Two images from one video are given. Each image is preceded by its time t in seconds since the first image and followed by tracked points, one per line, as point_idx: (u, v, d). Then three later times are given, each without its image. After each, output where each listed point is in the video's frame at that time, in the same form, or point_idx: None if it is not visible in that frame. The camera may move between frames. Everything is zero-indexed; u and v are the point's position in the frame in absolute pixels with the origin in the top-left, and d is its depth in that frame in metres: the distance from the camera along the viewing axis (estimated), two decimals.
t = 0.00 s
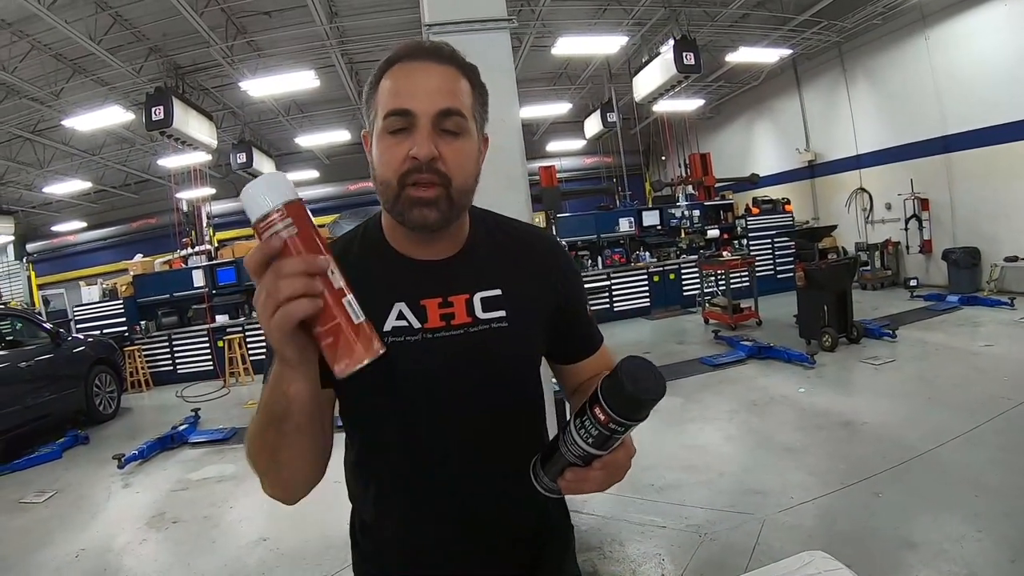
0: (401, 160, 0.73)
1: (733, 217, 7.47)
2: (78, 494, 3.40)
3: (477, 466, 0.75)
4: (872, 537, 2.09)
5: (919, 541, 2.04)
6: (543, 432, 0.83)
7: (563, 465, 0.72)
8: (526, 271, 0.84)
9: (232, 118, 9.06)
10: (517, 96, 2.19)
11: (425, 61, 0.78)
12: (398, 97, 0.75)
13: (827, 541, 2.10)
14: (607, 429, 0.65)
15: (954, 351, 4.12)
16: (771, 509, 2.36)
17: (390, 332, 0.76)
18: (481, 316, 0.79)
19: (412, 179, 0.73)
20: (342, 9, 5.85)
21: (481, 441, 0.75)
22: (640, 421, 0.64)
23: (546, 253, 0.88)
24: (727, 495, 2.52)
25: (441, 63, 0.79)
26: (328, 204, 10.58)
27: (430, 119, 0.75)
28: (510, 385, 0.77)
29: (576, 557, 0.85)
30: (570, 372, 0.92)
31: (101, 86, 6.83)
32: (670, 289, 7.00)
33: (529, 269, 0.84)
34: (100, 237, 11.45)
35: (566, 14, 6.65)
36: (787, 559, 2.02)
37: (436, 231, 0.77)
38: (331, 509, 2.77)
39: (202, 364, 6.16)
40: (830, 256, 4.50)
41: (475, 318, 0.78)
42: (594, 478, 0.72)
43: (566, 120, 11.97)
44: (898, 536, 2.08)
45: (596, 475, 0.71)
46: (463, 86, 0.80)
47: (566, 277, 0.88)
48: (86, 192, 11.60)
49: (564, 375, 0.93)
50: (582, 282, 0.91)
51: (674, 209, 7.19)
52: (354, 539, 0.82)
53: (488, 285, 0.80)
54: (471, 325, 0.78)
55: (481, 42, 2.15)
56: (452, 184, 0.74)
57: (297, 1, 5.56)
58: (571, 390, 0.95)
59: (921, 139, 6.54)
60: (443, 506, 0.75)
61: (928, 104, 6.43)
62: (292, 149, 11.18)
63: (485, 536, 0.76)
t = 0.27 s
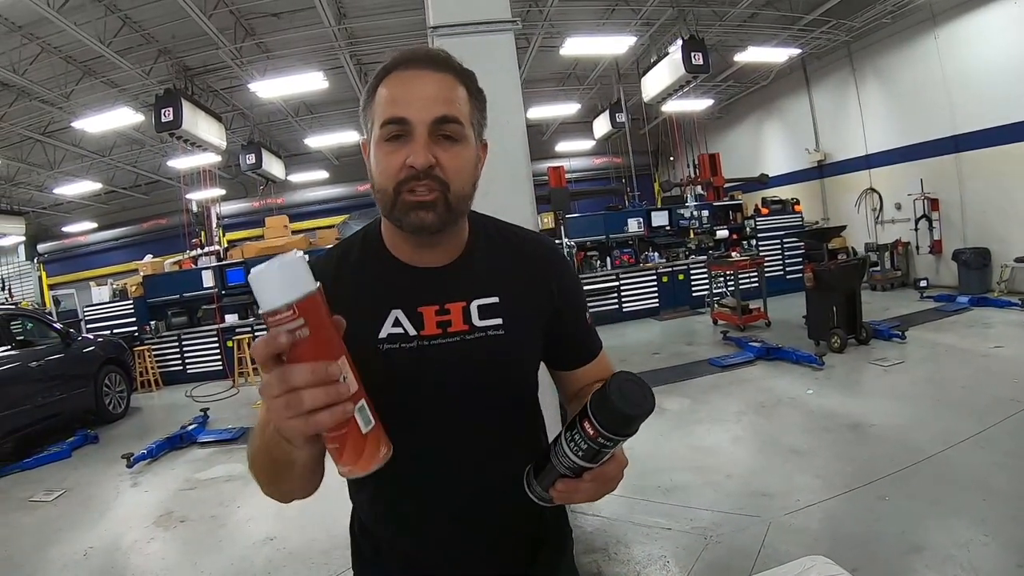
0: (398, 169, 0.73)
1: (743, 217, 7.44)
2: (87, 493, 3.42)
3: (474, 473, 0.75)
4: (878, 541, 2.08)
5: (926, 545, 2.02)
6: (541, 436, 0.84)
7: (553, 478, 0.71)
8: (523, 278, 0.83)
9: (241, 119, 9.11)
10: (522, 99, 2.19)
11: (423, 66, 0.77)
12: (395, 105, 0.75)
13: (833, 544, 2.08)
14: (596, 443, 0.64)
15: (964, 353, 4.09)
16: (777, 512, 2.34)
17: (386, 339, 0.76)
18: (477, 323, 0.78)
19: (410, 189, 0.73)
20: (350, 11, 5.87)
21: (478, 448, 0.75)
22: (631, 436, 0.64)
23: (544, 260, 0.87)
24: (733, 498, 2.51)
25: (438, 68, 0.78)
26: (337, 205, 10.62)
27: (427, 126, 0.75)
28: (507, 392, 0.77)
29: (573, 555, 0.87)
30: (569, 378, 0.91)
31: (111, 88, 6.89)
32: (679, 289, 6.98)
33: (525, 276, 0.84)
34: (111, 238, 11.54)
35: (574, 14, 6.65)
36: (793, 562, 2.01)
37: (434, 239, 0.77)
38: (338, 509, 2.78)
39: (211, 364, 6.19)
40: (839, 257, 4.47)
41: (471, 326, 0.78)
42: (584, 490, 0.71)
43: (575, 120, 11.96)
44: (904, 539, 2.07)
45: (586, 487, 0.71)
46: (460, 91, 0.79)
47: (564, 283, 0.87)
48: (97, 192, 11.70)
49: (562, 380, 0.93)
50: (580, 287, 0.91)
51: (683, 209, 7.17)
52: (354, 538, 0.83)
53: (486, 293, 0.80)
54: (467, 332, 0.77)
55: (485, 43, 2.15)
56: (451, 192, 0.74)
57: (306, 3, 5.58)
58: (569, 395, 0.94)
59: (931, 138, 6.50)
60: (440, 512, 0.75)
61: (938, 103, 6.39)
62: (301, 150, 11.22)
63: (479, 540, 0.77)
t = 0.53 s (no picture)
0: (400, 170, 0.73)
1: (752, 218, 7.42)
2: (96, 493, 3.44)
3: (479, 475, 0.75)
4: (888, 544, 2.06)
5: (936, 548, 2.01)
6: (546, 437, 0.83)
7: (564, 472, 0.71)
8: (527, 279, 0.83)
9: (250, 121, 9.15)
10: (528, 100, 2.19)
11: (423, 69, 0.77)
12: (395, 108, 0.75)
13: (842, 547, 2.07)
14: (605, 435, 0.64)
15: (975, 354, 4.05)
16: (786, 514, 2.33)
17: (389, 341, 0.76)
18: (481, 326, 0.78)
19: (412, 190, 0.72)
20: (358, 12, 5.89)
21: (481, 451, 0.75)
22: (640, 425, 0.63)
23: (548, 261, 0.87)
24: (742, 500, 2.49)
25: (439, 70, 0.78)
26: (346, 206, 10.66)
27: (428, 129, 0.74)
28: (510, 394, 0.77)
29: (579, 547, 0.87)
30: (573, 380, 0.90)
31: (121, 91, 6.94)
32: (688, 290, 6.95)
33: (528, 278, 0.83)
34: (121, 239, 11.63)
35: (582, 15, 6.65)
36: (803, 565, 2.00)
37: (437, 240, 0.76)
38: (347, 510, 2.78)
39: (220, 365, 6.22)
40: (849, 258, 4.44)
41: (474, 328, 0.77)
42: (594, 486, 0.71)
43: (583, 121, 11.96)
44: (914, 542, 2.05)
45: (595, 483, 0.70)
46: (461, 92, 0.78)
47: (568, 285, 0.86)
48: (107, 194, 11.80)
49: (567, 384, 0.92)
50: (585, 289, 0.90)
51: (692, 210, 7.15)
52: (358, 537, 0.83)
53: (490, 295, 0.79)
54: (470, 334, 0.77)
55: (490, 44, 2.14)
56: (453, 193, 0.73)
57: (314, 5, 5.60)
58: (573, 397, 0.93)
59: (940, 138, 6.46)
60: (443, 513, 0.75)
61: (948, 102, 6.34)
62: (310, 151, 11.27)
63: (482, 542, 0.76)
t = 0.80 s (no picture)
0: (405, 168, 0.71)
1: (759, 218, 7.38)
2: (103, 495, 3.45)
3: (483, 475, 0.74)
4: (897, 545, 2.05)
5: (946, 549, 1.99)
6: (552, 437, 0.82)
7: (571, 460, 0.70)
8: (530, 279, 0.83)
9: (256, 124, 9.18)
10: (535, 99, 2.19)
11: (428, 66, 0.76)
12: (400, 104, 0.73)
13: (851, 548, 2.06)
14: (609, 413, 0.63)
15: (984, 354, 4.02)
16: (795, 516, 2.32)
17: (394, 339, 0.76)
18: (485, 326, 0.78)
19: (418, 188, 0.71)
20: (363, 14, 5.90)
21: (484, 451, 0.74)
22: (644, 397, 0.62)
23: (552, 261, 0.87)
24: (749, 501, 2.48)
25: (443, 68, 0.77)
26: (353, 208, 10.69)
27: (433, 126, 0.73)
28: (516, 394, 0.76)
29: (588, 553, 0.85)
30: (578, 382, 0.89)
31: (127, 93, 6.97)
32: (695, 290, 6.93)
33: (532, 279, 0.83)
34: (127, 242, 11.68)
35: (588, 15, 6.65)
36: (813, 568, 1.98)
37: (442, 238, 0.75)
38: (354, 511, 2.78)
39: (227, 366, 6.24)
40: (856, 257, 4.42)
41: (479, 328, 0.78)
42: (603, 472, 0.68)
43: (590, 121, 11.96)
44: (923, 544, 2.04)
45: (604, 471, 0.68)
46: (466, 90, 0.78)
47: (572, 285, 0.86)
48: (114, 197, 11.86)
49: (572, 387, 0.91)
50: (591, 289, 0.89)
51: (699, 210, 7.13)
52: (364, 540, 0.83)
53: (494, 295, 0.79)
54: (474, 334, 0.77)
55: (497, 44, 2.14)
56: (459, 191, 0.73)
57: (319, 7, 5.62)
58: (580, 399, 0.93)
59: (947, 136, 6.43)
60: (446, 514, 0.74)
61: (955, 101, 6.31)
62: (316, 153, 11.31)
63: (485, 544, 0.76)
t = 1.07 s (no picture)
0: (417, 171, 0.71)
1: (763, 218, 7.37)
2: (110, 498, 3.46)
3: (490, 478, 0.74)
4: (906, 546, 2.04)
5: (954, 550, 1.98)
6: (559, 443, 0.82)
7: (580, 471, 0.70)
8: (539, 283, 0.83)
9: (260, 127, 9.21)
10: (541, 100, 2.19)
11: (438, 67, 0.74)
12: (411, 107, 0.72)
13: (859, 550, 2.05)
14: (622, 426, 0.63)
15: (991, 353, 4.00)
16: (802, 517, 2.31)
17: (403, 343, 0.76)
18: (495, 330, 0.78)
19: (430, 191, 0.71)
20: (367, 17, 5.91)
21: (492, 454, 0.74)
22: (658, 416, 0.62)
23: (561, 266, 0.87)
24: (757, 503, 2.47)
25: (453, 69, 0.75)
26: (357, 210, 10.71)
27: (445, 129, 0.72)
28: (524, 398, 0.76)
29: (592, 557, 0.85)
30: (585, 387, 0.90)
31: (132, 98, 7.00)
32: (699, 291, 6.92)
33: (541, 283, 0.83)
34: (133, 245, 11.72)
35: (591, 16, 6.66)
36: (822, 570, 1.97)
37: (453, 240, 0.75)
38: (362, 515, 2.78)
39: (232, 370, 6.25)
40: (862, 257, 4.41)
41: (488, 332, 0.77)
42: (612, 483, 0.69)
43: (593, 123, 11.96)
44: (931, 545, 2.03)
45: (613, 481, 0.68)
46: (477, 92, 0.76)
47: (581, 291, 0.86)
48: (119, 201, 11.91)
49: (579, 392, 0.91)
50: (599, 295, 0.89)
51: (704, 211, 7.12)
52: (369, 543, 0.82)
53: (503, 299, 0.79)
54: (483, 339, 0.77)
55: (503, 45, 2.14)
56: (471, 194, 0.72)
57: (322, 10, 5.63)
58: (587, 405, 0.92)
59: (952, 135, 6.40)
60: (453, 518, 0.73)
61: (960, 99, 6.29)
62: (320, 156, 11.34)
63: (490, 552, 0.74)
